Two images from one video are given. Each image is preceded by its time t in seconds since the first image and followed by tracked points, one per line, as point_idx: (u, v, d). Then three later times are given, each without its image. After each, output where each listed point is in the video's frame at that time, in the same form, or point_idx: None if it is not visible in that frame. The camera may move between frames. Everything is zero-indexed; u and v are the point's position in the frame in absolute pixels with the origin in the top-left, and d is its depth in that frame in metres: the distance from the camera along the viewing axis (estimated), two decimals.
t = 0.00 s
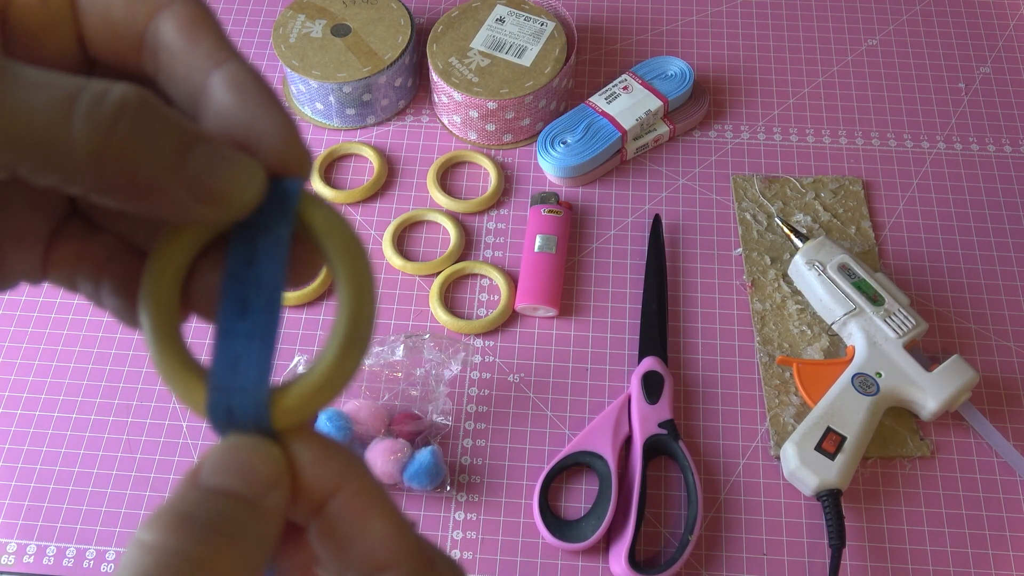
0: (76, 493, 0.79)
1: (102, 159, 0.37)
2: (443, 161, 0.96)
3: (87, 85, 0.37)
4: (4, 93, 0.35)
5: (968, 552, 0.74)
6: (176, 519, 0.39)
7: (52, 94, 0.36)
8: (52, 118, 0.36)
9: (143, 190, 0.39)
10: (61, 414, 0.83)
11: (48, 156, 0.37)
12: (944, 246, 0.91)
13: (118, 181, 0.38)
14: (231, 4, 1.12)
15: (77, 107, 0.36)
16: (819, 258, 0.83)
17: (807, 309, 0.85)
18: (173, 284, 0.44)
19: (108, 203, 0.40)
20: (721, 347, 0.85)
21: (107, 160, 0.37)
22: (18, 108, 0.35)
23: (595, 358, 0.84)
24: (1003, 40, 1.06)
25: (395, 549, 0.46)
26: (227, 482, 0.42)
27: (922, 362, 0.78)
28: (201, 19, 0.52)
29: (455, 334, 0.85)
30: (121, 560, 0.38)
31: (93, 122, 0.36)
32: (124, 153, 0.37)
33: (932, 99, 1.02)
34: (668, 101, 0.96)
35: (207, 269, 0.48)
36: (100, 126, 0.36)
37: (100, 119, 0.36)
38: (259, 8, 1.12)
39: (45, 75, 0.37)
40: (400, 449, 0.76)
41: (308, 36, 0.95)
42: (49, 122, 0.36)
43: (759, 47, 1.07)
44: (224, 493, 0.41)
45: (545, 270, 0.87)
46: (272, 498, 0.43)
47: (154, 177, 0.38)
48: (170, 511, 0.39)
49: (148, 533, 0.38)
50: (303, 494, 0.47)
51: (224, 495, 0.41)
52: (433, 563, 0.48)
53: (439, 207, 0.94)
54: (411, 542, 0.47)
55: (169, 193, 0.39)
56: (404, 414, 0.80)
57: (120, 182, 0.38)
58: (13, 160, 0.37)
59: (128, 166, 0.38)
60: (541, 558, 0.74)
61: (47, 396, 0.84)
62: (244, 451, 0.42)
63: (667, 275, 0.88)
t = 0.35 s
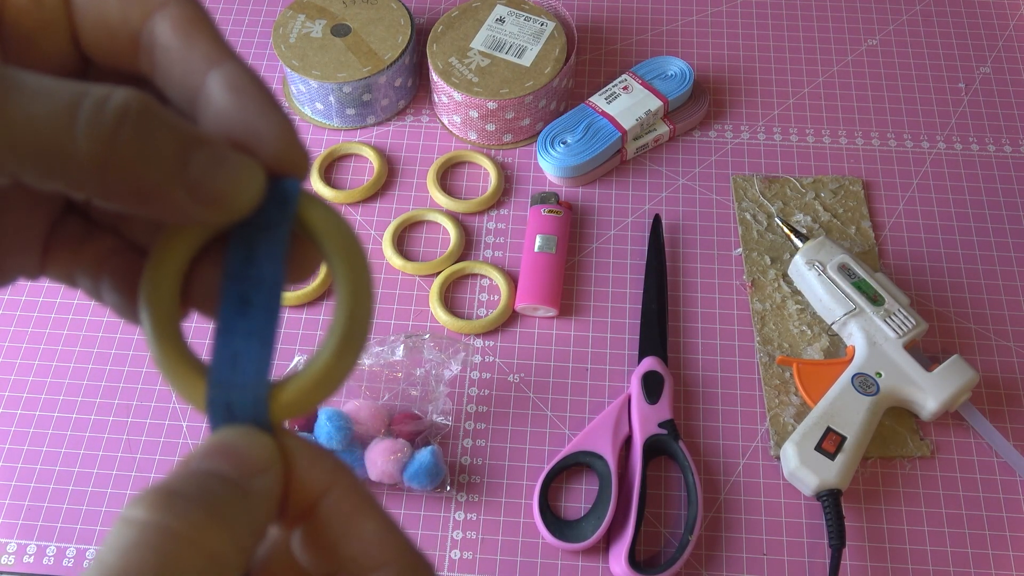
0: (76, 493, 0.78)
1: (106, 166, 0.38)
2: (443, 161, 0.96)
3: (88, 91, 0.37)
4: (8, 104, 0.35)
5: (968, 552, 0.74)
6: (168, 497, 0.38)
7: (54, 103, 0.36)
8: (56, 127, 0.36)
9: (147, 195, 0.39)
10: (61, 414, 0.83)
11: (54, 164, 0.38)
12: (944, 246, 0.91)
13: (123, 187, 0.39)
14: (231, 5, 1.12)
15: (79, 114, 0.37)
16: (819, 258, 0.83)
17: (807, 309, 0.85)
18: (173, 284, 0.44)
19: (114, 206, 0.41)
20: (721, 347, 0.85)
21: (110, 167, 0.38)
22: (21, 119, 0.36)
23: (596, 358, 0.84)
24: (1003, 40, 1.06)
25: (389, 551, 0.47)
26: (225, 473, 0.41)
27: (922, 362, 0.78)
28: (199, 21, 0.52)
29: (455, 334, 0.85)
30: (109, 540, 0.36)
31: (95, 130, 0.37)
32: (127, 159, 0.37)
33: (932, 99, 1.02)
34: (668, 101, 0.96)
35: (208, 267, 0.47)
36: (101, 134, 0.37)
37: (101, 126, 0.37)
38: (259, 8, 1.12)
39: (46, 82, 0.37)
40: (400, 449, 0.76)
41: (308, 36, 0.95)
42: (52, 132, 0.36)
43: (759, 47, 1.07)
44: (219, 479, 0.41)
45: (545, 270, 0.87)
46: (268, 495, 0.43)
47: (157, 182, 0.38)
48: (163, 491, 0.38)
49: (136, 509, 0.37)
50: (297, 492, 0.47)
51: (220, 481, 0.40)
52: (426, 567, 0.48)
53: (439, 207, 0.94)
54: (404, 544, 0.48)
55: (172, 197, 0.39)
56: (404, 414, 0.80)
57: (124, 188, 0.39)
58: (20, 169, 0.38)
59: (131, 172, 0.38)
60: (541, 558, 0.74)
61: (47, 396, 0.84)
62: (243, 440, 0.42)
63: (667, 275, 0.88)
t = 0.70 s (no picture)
0: (76, 494, 0.78)
1: (110, 160, 0.38)
2: (443, 161, 0.96)
3: (93, 86, 0.38)
4: (12, 98, 0.36)
5: (968, 552, 0.74)
6: (174, 490, 0.38)
7: (58, 97, 0.37)
8: (61, 122, 0.37)
9: (150, 189, 0.40)
10: (61, 414, 0.83)
11: (58, 159, 0.38)
12: (944, 246, 0.91)
13: (127, 181, 0.39)
14: (231, 4, 1.12)
15: (82, 109, 0.37)
16: (819, 259, 0.83)
17: (807, 309, 0.85)
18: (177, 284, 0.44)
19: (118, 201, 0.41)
20: (721, 347, 0.85)
21: (115, 162, 0.38)
22: (24, 114, 0.36)
23: (596, 358, 0.84)
24: (1003, 40, 1.06)
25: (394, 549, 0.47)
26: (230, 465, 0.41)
27: (922, 362, 0.78)
28: (207, 21, 0.52)
29: (455, 334, 0.85)
30: (112, 535, 0.36)
31: (98, 124, 0.37)
32: (129, 154, 0.38)
33: (932, 99, 1.02)
34: (669, 101, 0.96)
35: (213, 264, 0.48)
36: (104, 128, 0.37)
37: (105, 123, 0.37)
38: (259, 8, 1.12)
39: (52, 77, 0.37)
40: (400, 449, 0.76)
41: (308, 36, 0.95)
42: (58, 128, 0.37)
43: (759, 47, 1.07)
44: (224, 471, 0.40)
45: (545, 270, 0.86)
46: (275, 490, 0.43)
47: (159, 176, 0.39)
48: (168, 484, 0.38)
49: (142, 502, 0.37)
50: (301, 487, 0.47)
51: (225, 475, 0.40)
52: (429, 565, 0.48)
53: (439, 207, 0.94)
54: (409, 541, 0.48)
55: (174, 192, 0.40)
56: (404, 414, 0.80)
57: (128, 182, 0.39)
58: (27, 163, 0.39)
59: (135, 166, 0.39)
60: (541, 558, 0.74)
61: (47, 396, 0.84)
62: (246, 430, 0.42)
63: (667, 275, 0.88)
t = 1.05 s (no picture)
0: (76, 494, 0.79)
1: (129, 132, 0.38)
2: (443, 161, 0.96)
3: (117, 58, 0.38)
4: (40, 66, 0.37)
5: (968, 552, 0.74)
6: (198, 498, 0.38)
7: (82, 65, 0.37)
8: (84, 91, 0.37)
9: (173, 164, 0.40)
10: (61, 414, 0.83)
11: (80, 130, 0.38)
12: (944, 246, 0.91)
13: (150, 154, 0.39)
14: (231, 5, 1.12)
15: (105, 78, 0.37)
16: (819, 258, 0.83)
17: (807, 309, 0.85)
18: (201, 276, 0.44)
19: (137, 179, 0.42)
20: (721, 347, 0.85)
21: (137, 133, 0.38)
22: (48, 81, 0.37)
23: (596, 358, 0.84)
24: (1003, 40, 1.06)
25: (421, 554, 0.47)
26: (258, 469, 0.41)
27: (922, 362, 0.78)
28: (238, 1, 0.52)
29: (455, 334, 0.85)
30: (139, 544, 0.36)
31: (120, 93, 0.37)
32: (149, 126, 0.38)
33: (932, 99, 1.02)
34: (668, 101, 0.96)
35: (242, 251, 0.48)
36: (126, 97, 0.37)
37: (129, 90, 0.37)
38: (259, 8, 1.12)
39: (80, 48, 0.38)
40: (399, 449, 0.76)
41: (308, 37, 0.95)
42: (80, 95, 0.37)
43: (759, 47, 1.07)
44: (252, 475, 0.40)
45: (545, 270, 0.86)
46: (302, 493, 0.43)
47: (181, 150, 0.39)
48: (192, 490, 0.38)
49: (168, 510, 0.37)
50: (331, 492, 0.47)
51: (251, 481, 0.40)
52: None
53: (438, 207, 0.94)
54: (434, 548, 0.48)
55: (193, 167, 0.40)
56: (404, 414, 0.80)
57: (147, 157, 0.39)
58: (49, 133, 0.39)
59: (155, 140, 0.39)
60: (541, 558, 0.74)
61: (47, 396, 0.84)
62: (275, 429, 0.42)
63: (667, 276, 0.88)
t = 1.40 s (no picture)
0: (76, 494, 0.79)
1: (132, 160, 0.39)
2: (443, 161, 0.96)
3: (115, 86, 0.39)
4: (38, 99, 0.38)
5: (968, 552, 0.74)
6: (192, 518, 0.38)
7: (82, 95, 0.38)
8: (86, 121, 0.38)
9: (174, 191, 0.41)
10: (61, 414, 0.83)
11: (80, 159, 0.39)
12: (944, 246, 0.91)
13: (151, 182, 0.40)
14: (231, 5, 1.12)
15: (104, 108, 0.38)
16: (819, 258, 0.83)
17: (807, 309, 0.85)
18: (201, 297, 0.44)
19: (141, 204, 0.42)
20: (721, 347, 0.85)
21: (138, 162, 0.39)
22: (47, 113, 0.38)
23: (595, 358, 0.84)
24: (1003, 40, 1.06)
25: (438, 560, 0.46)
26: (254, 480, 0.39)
27: (922, 362, 0.78)
28: (242, 8, 0.53)
29: (455, 334, 0.85)
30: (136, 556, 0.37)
31: (120, 124, 0.38)
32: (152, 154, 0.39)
33: (932, 99, 1.02)
34: (668, 101, 0.96)
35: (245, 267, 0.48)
36: (127, 127, 0.38)
37: (127, 120, 0.38)
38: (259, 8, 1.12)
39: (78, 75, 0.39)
40: (399, 449, 0.76)
41: (308, 37, 0.95)
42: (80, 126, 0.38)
43: (759, 47, 1.07)
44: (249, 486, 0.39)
45: (545, 270, 0.86)
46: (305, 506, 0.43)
47: (181, 176, 0.40)
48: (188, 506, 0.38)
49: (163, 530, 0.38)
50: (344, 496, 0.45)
51: (248, 495, 0.39)
52: None
53: (438, 207, 0.94)
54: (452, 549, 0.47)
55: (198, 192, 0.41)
56: (404, 414, 0.80)
57: (152, 184, 0.40)
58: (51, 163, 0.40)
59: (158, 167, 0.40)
60: (541, 558, 0.74)
61: (47, 396, 0.84)
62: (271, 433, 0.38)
63: (667, 275, 0.88)
